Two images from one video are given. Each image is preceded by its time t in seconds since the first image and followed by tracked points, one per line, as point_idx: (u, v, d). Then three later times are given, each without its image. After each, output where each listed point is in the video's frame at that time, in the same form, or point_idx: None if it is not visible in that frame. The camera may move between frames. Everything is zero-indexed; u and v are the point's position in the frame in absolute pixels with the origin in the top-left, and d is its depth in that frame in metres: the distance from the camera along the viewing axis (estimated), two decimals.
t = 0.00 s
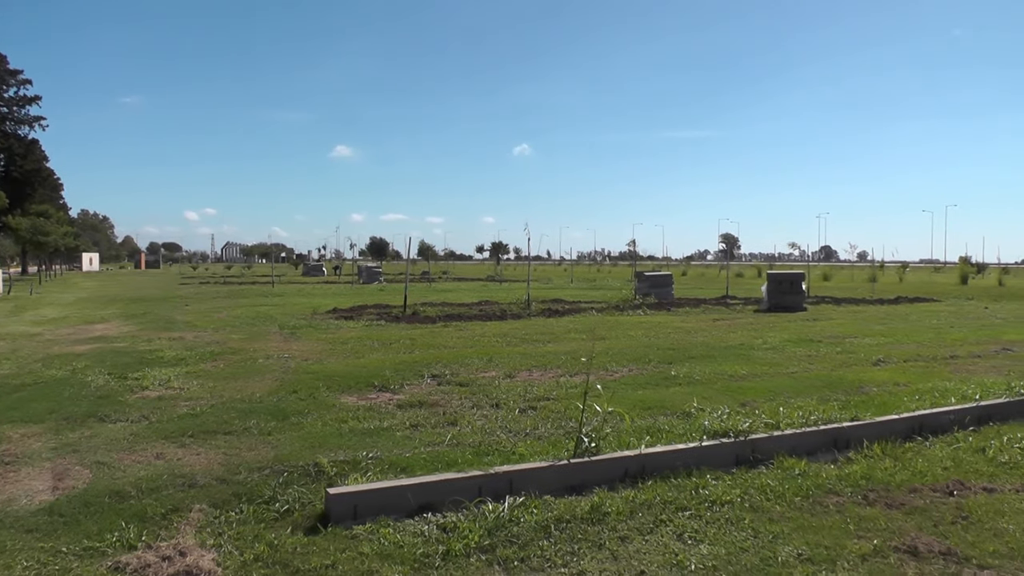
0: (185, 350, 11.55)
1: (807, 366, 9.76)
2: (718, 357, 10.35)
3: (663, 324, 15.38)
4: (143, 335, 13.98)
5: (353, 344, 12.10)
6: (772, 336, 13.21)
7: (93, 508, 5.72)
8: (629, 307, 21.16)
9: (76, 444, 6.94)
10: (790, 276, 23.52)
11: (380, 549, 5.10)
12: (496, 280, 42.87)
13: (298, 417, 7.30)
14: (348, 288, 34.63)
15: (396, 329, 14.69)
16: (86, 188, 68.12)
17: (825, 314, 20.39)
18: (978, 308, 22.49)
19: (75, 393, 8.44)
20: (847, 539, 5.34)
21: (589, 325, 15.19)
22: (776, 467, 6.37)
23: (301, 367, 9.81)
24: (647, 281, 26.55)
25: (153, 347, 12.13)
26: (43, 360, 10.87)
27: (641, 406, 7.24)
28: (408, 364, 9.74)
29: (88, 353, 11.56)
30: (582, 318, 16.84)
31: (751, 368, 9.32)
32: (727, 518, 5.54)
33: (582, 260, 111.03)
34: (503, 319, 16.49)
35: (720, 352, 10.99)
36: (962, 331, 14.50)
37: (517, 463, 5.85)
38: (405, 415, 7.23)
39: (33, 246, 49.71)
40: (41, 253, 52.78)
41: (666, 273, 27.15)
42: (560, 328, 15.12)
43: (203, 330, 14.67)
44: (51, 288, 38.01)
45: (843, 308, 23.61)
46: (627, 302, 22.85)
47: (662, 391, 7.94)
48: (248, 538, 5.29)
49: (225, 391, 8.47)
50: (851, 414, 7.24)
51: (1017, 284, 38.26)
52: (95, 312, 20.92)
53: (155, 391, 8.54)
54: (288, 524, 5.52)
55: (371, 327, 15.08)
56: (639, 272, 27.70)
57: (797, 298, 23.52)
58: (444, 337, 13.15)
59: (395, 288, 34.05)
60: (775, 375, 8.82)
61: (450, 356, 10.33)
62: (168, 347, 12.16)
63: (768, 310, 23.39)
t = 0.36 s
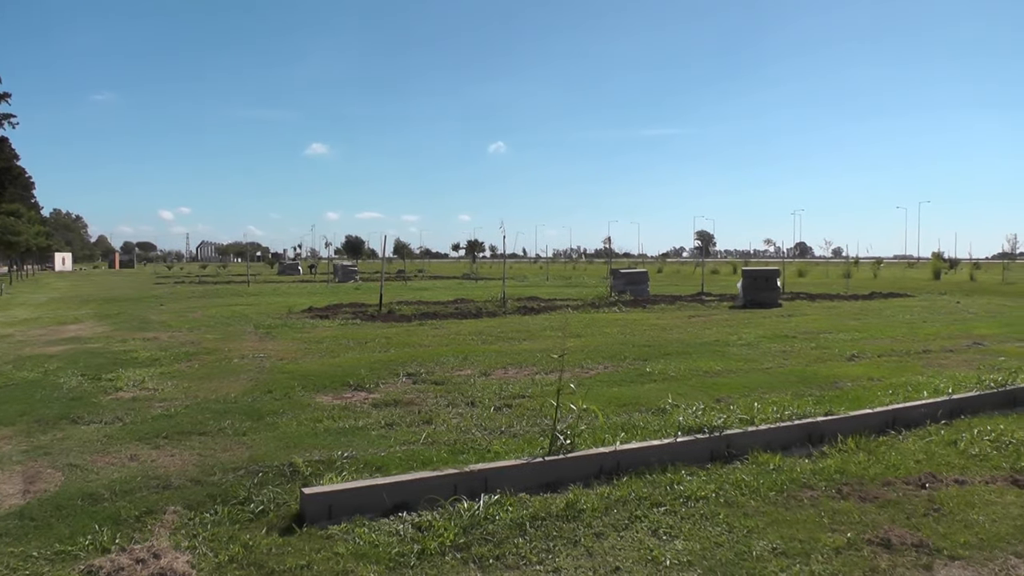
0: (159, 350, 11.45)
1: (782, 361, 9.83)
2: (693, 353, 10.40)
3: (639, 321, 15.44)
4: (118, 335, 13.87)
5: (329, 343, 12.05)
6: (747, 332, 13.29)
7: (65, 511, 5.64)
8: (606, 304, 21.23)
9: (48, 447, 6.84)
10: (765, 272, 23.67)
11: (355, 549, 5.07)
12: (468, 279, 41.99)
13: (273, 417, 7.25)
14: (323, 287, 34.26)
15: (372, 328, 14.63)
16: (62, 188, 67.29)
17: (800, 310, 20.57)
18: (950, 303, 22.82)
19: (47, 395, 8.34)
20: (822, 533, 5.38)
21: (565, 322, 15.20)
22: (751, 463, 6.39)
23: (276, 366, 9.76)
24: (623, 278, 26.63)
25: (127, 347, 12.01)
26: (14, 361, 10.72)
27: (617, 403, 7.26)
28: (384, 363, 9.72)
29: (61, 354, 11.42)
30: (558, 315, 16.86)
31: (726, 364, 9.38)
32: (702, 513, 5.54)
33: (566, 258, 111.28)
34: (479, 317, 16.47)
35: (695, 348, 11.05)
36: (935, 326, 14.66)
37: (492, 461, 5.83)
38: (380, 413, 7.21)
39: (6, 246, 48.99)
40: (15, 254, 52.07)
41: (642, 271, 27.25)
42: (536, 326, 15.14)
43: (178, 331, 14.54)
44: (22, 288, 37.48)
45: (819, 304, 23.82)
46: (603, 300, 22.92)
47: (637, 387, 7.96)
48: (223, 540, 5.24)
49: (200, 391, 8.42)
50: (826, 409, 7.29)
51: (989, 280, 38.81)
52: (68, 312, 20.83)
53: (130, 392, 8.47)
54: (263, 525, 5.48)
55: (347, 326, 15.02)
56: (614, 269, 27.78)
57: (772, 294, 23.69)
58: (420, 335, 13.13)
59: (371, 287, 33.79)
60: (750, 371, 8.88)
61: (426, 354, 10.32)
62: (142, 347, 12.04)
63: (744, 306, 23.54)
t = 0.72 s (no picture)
0: (123, 352, 11.29)
1: (748, 357, 9.93)
2: (659, 351, 10.47)
3: (605, 319, 15.51)
4: (81, 337, 13.65)
5: (295, 343, 11.97)
6: (713, 329, 13.41)
7: (24, 516, 5.48)
8: (572, 302, 21.31)
9: (8, 451, 6.68)
10: (730, 270, 23.89)
11: (321, 550, 5.02)
12: (434, 279, 40.55)
13: (238, 418, 7.19)
14: (286, 287, 33.46)
15: (338, 328, 14.53)
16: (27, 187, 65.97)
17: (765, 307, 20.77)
18: (912, 299, 23.24)
19: (6, 399, 8.16)
20: (786, 527, 5.43)
21: (531, 321, 15.22)
22: (716, 458, 6.43)
23: (241, 367, 9.69)
24: (589, 276, 26.72)
25: (89, 349, 11.82)
26: None
27: (583, 401, 7.28)
28: (350, 362, 9.69)
29: (21, 356, 11.19)
30: (525, 314, 16.89)
31: (692, 361, 9.45)
32: (667, 509, 5.56)
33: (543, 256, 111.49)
34: (446, 316, 16.45)
35: (661, 346, 11.13)
36: (898, 321, 14.91)
37: (458, 460, 5.81)
38: (346, 413, 7.18)
39: None
40: None
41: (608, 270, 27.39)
42: (503, 324, 15.16)
43: (143, 332, 14.34)
44: None
45: (783, 301, 24.11)
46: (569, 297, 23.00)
47: (603, 385, 8.00)
48: (187, 543, 5.14)
49: (165, 392, 8.33)
50: (790, 405, 7.36)
51: (951, 277, 39.53)
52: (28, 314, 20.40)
53: (94, 394, 8.35)
54: (228, 527, 5.40)
55: (313, 326, 14.92)
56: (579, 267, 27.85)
57: (737, 292, 23.90)
58: (386, 334, 13.09)
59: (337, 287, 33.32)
60: (715, 368, 8.97)
61: (392, 353, 10.29)
62: (105, 349, 11.86)
63: (710, 304, 23.72)
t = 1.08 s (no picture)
0: (88, 353, 11.14)
1: (716, 355, 10.01)
2: (628, 349, 10.53)
3: (574, 318, 15.56)
4: (46, 338, 13.46)
5: (263, 343, 11.90)
6: (682, 328, 13.49)
7: None
8: (541, 301, 21.34)
9: None
10: (699, 269, 24.05)
11: (290, 551, 4.95)
12: (402, 279, 39.89)
13: (206, 419, 7.13)
14: (253, 287, 32.83)
15: (307, 328, 14.43)
16: None
17: (733, 306, 20.93)
18: (878, 298, 23.58)
19: None
20: (754, 523, 5.48)
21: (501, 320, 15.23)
22: (684, 456, 6.47)
23: (210, 367, 9.62)
24: (558, 276, 26.77)
25: (53, 351, 11.64)
26: None
27: (552, 399, 7.31)
28: (318, 362, 9.64)
29: None
30: (493, 313, 16.89)
31: (661, 359, 9.51)
32: (635, 507, 5.59)
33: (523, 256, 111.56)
34: (415, 315, 16.39)
35: (630, 344, 11.18)
36: (866, 319, 15.11)
37: (427, 459, 5.79)
38: (315, 413, 7.15)
39: None
40: None
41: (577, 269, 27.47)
42: (472, 323, 15.15)
43: (111, 332, 14.15)
44: None
45: (751, 299, 24.33)
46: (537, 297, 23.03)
47: (572, 384, 8.03)
48: (155, 546, 5.02)
49: (132, 394, 8.25)
50: (758, 402, 7.42)
51: (921, 275, 40.02)
52: None
53: (58, 396, 8.25)
54: (196, 529, 5.28)
55: (282, 325, 14.82)
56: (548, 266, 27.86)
57: (706, 291, 24.08)
58: (354, 334, 13.04)
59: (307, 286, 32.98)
60: (683, 366, 9.04)
61: (361, 353, 10.25)
62: (70, 350, 11.69)
63: (679, 303, 23.86)
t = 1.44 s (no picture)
0: (58, 355, 11.00)
1: (691, 354, 10.08)
2: (602, 348, 10.58)
3: (548, 317, 15.57)
4: (16, 339, 13.28)
5: (237, 344, 11.84)
6: (656, 326, 13.56)
7: None
8: (516, 300, 21.34)
9: None
10: (674, 268, 24.18)
11: (263, 553, 4.87)
12: (376, 279, 39.45)
13: (179, 421, 7.07)
14: (228, 287, 32.42)
15: (281, 328, 14.33)
16: None
17: (706, 304, 21.04)
18: (851, 296, 23.82)
19: None
20: (727, 519, 5.52)
21: (476, 320, 15.21)
22: (658, 454, 6.49)
23: (184, 368, 9.55)
24: (533, 275, 26.79)
25: (22, 352, 11.47)
26: None
27: (526, 398, 7.31)
28: (292, 362, 9.60)
29: None
30: (466, 313, 16.86)
31: (636, 358, 9.56)
32: (610, 505, 5.60)
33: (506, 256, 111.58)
34: (388, 315, 16.31)
35: (605, 343, 11.22)
36: (839, 317, 15.27)
37: (401, 459, 5.76)
38: (289, 414, 7.12)
39: None
40: None
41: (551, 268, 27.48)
42: (446, 323, 15.13)
43: (82, 334, 13.98)
44: None
45: (725, 297, 24.50)
46: (512, 296, 23.02)
47: (546, 382, 8.04)
48: (127, 549, 4.90)
49: (104, 396, 8.17)
50: (732, 400, 7.46)
51: (896, 273, 40.49)
52: None
53: (28, 398, 8.14)
54: (169, 531, 5.16)
55: (256, 326, 14.71)
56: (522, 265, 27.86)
57: (680, 289, 24.21)
58: (328, 334, 12.99)
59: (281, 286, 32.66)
60: (658, 364, 9.09)
61: (335, 353, 10.22)
62: (40, 351, 11.54)
63: (653, 301, 23.97)
